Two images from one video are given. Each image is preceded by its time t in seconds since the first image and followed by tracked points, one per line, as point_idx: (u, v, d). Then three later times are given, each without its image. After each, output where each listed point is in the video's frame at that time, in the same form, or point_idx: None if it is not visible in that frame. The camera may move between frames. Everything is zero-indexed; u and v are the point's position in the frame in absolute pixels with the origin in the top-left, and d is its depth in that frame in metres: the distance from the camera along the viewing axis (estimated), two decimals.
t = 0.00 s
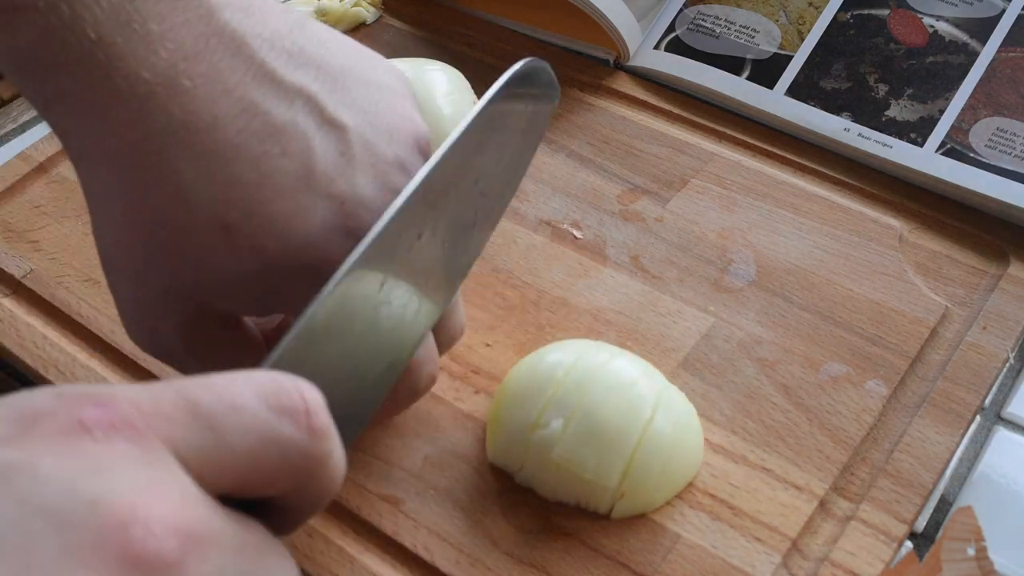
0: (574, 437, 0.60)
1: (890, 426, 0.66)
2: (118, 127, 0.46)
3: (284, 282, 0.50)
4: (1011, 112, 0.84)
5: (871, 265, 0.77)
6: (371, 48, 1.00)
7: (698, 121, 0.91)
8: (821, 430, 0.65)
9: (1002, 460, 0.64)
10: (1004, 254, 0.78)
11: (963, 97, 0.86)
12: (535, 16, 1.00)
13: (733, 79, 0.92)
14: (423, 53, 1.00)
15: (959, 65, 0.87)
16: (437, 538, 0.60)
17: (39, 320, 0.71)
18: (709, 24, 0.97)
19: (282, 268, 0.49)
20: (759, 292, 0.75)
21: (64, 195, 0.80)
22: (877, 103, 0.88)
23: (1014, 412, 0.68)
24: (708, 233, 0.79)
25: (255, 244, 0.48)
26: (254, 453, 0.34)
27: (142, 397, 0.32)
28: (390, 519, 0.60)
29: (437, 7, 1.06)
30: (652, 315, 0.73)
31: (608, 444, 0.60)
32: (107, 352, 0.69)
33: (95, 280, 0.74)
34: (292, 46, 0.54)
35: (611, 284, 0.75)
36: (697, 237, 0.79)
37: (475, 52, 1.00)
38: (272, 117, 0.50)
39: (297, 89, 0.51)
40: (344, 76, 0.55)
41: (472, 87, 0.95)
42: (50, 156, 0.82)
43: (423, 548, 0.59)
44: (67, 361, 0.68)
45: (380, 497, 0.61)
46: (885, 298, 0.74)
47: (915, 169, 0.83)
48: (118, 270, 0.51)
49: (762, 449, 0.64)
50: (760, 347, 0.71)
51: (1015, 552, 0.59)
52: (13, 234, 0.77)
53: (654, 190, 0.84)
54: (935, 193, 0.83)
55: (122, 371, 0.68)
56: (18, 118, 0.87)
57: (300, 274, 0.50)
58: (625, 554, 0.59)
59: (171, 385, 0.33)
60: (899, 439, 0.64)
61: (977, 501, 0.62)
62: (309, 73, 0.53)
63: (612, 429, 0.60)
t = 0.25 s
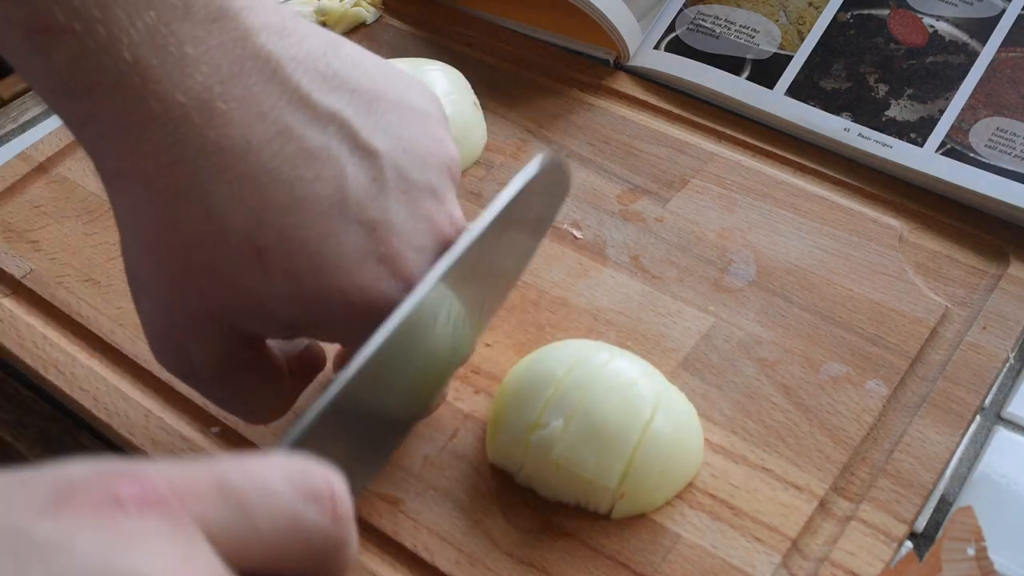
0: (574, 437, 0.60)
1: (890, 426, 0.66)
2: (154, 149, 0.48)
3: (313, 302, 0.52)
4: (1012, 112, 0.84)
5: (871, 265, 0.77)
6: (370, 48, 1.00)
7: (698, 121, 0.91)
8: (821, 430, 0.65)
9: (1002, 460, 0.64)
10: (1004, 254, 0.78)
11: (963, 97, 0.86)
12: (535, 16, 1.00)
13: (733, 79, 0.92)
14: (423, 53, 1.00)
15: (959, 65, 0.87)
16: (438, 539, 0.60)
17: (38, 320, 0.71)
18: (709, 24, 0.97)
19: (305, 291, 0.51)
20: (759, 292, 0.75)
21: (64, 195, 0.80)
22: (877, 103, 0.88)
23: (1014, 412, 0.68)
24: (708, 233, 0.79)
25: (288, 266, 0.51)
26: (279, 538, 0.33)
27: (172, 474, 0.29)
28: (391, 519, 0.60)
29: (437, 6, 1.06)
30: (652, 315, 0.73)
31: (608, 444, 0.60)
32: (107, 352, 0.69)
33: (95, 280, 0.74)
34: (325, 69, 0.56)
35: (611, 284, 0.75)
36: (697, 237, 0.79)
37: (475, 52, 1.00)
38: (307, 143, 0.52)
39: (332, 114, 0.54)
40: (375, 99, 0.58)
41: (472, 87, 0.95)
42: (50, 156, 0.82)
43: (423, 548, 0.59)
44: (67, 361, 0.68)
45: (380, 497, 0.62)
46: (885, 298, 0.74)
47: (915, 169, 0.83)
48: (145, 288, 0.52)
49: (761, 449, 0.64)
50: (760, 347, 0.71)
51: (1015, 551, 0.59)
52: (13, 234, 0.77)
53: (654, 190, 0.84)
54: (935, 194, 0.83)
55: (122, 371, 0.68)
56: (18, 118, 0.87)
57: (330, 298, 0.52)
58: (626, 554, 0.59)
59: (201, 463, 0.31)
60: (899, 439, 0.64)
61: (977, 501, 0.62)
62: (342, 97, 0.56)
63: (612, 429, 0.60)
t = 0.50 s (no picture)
0: (574, 436, 0.60)
1: (890, 426, 0.66)
2: (106, 167, 0.49)
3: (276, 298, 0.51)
4: (1011, 112, 0.84)
5: (871, 265, 0.77)
6: (370, 48, 1.00)
7: (698, 121, 0.91)
8: (821, 430, 0.65)
9: (1002, 460, 0.64)
10: (1004, 254, 0.78)
11: (962, 97, 0.86)
12: (536, 17, 1.00)
13: (733, 79, 0.92)
14: (423, 53, 1.00)
15: (959, 65, 0.87)
16: (438, 538, 0.60)
17: (38, 320, 0.71)
18: (709, 24, 0.97)
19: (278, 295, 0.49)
20: (759, 292, 0.75)
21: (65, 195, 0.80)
22: (877, 103, 0.88)
23: (1014, 412, 0.68)
24: (708, 233, 0.79)
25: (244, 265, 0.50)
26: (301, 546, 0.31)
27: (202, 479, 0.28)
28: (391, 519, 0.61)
29: (437, 7, 1.06)
30: (652, 315, 0.73)
31: (608, 444, 0.60)
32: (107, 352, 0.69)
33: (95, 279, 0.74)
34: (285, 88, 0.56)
35: (611, 284, 0.75)
36: (697, 237, 0.79)
37: (475, 52, 1.00)
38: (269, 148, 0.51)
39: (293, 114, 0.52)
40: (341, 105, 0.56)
41: (472, 88, 0.95)
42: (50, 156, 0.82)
43: (423, 548, 0.59)
44: (67, 361, 0.68)
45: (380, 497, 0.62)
46: (885, 298, 0.74)
47: (914, 169, 0.83)
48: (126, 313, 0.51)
49: (762, 448, 0.64)
50: (761, 347, 0.71)
51: (1015, 551, 0.59)
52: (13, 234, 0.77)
53: (654, 190, 0.84)
54: (935, 193, 0.83)
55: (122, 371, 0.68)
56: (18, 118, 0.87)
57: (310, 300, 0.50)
58: (625, 554, 0.59)
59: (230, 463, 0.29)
60: (899, 439, 0.64)
61: (977, 501, 0.62)
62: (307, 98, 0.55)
63: (614, 429, 0.60)
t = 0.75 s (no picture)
0: (574, 437, 0.60)
1: (890, 426, 0.66)
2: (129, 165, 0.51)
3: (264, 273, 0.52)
4: (1011, 112, 0.84)
5: (871, 265, 0.77)
6: (370, 48, 1.00)
7: (698, 121, 0.91)
8: (821, 430, 0.65)
9: (1002, 460, 0.64)
10: (1004, 254, 0.78)
11: (963, 97, 0.86)
12: (536, 17, 1.00)
13: (733, 79, 0.92)
14: (423, 53, 1.00)
15: (959, 65, 0.87)
16: (437, 538, 0.60)
17: (38, 320, 0.71)
18: (709, 24, 0.97)
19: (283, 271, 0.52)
20: (759, 292, 0.75)
21: (64, 195, 0.80)
22: (877, 103, 0.88)
23: (1014, 412, 0.68)
24: (708, 233, 0.79)
25: (271, 252, 0.51)
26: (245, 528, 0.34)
27: (127, 480, 0.31)
28: (391, 519, 0.61)
29: (437, 7, 1.06)
30: (652, 315, 0.73)
31: (609, 445, 0.60)
32: (107, 352, 0.69)
33: (95, 280, 0.74)
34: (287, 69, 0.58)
35: (611, 284, 0.75)
36: (697, 237, 0.79)
37: (475, 52, 1.00)
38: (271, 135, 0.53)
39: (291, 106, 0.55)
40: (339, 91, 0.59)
41: (472, 87, 0.95)
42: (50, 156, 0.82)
43: (423, 548, 0.59)
44: (67, 361, 0.68)
45: (380, 497, 0.61)
46: (885, 298, 0.74)
47: (914, 169, 0.83)
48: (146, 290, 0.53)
49: (762, 449, 0.64)
50: (761, 347, 0.71)
51: (1014, 552, 0.59)
52: (13, 234, 0.77)
53: (654, 190, 0.84)
54: (935, 193, 0.83)
55: (122, 371, 0.68)
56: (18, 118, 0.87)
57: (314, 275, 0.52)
58: (625, 554, 0.59)
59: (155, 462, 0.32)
60: (899, 439, 0.64)
61: (976, 501, 0.62)
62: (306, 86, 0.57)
63: (614, 429, 0.60)
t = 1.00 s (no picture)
0: (574, 437, 0.60)
1: (890, 426, 0.66)
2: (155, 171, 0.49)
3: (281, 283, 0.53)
4: (1011, 112, 0.84)
5: (871, 265, 0.77)
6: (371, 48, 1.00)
7: (698, 121, 0.91)
8: (821, 430, 0.65)
9: (1002, 460, 0.64)
10: (1004, 254, 0.78)
11: (963, 97, 0.86)
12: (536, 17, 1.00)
13: (733, 79, 0.92)
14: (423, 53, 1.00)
15: (959, 65, 0.87)
16: (437, 538, 0.60)
17: (38, 320, 0.71)
18: (709, 24, 0.97)
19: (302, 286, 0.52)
20: (759, 292, 0.75)
21: (65, 195, 0.80)
22: (877, 103, 0.88)
23: (1014, 412, 0.68)
24: (708, 233, 0.79)
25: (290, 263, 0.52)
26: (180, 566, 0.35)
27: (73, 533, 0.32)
28: (391, 518, 0.60)
29: (437, 7, 1.06)
30: (652, 315, 0.73)
31: (608, 445, 0.60)
32: (107, 352, 0.69)
33: (95, 280, 0.74)
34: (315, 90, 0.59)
35: (611, 284, 0.75)
36: (697, 237, 0.79)
37: (476, 52, 1.00)
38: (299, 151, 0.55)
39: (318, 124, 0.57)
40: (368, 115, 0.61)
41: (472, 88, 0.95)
42: (50, 156, 0.82)
43: (423, 548, 0.59)
44: (67, 361, 0.68)
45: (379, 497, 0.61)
46: (884, 298, 0.74)
47: (914, 169, 0.83)
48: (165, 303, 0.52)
49: (762, 449, 0.64)
50: (761, 347, 0.71)
51: (1015, 552, 0.59)
52: (13, 234, 0.77)
53: (654, 190, 0.84)
54: (935, 193, 0.83)
55: (123, 371, 0.68)
56: (18, 118, 0.87)
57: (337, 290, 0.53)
58: (625, 554, 0.59)
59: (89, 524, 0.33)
60: (899, 439, 0.64)
61: (977, 501, 0.62)
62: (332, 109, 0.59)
63: (614, 429, 0.60)
